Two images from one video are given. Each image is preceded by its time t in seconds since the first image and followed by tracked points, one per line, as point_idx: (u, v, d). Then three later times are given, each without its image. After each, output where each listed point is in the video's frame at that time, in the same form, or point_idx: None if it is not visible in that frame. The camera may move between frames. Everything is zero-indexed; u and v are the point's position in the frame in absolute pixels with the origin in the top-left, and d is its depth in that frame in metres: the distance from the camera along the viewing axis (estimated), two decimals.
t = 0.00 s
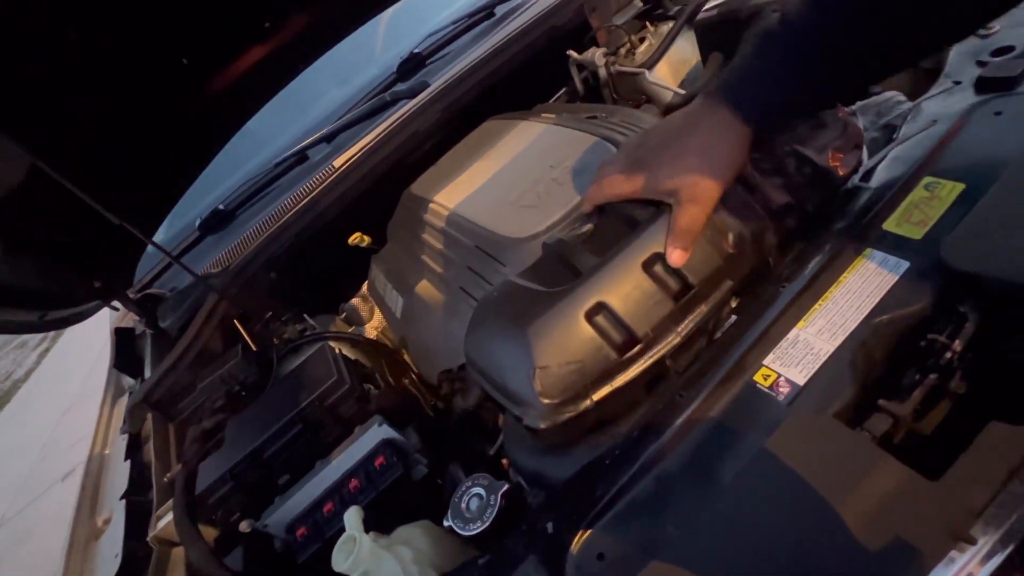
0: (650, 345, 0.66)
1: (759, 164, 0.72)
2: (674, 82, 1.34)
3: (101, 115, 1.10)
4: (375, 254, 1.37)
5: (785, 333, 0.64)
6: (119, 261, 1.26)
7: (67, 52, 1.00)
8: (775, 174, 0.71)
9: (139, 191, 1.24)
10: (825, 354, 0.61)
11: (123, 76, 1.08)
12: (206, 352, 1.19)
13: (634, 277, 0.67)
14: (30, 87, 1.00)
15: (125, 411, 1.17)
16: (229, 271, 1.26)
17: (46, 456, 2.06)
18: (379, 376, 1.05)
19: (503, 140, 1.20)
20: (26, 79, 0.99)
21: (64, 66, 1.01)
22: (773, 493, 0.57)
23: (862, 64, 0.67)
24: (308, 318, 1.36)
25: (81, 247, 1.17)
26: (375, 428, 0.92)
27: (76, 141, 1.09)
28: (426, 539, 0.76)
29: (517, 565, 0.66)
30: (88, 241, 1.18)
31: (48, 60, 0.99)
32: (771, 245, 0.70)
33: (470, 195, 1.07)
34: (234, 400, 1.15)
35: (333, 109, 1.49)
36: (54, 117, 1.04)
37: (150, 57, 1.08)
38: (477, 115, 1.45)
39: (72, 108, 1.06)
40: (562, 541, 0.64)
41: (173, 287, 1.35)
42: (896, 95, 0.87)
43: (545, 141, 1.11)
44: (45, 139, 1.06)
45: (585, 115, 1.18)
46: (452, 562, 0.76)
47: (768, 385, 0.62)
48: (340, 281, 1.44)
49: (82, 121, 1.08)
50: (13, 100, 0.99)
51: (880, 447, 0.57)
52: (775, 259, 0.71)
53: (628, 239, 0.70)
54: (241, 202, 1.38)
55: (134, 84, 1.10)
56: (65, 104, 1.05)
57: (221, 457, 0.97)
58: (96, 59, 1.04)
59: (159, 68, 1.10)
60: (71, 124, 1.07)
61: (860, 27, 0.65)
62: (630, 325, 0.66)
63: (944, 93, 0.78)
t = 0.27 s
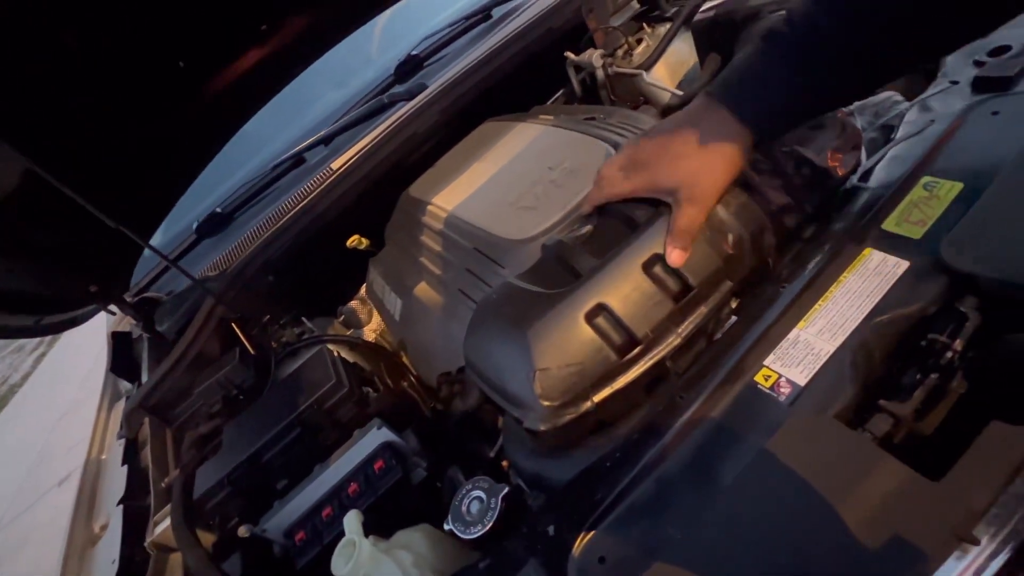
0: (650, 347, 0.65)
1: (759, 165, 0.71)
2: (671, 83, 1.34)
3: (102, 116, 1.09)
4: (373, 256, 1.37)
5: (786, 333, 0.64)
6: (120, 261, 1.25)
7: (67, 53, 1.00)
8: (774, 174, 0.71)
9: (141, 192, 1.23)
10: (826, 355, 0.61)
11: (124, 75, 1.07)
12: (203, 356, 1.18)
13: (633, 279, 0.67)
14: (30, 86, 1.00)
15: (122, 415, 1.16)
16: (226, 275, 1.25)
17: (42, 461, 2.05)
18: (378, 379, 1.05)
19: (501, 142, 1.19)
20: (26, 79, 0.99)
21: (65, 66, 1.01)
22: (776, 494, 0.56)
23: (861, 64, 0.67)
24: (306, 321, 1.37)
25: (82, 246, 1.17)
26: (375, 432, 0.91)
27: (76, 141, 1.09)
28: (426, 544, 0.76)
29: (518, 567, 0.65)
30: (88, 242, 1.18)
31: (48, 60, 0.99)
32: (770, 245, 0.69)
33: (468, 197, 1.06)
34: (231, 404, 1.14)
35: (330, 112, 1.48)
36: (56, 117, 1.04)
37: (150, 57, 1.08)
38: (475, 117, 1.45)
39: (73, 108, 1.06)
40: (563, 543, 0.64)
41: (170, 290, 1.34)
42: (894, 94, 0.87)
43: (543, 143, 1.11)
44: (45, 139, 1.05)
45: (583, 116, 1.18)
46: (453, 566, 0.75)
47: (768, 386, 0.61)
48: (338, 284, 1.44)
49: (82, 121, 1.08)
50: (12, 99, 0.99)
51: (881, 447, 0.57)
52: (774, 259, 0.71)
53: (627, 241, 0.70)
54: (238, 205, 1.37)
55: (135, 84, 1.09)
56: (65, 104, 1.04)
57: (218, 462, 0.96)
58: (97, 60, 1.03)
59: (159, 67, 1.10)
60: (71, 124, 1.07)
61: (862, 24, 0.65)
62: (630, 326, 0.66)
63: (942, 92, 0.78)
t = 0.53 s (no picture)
0: (644, 349, 0.66)
1: (749, 169, 0.72)
2: (663, 88, 1.35)
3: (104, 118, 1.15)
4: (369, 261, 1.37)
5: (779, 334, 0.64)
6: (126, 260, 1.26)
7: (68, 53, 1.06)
8: (766, 176, 0.72)
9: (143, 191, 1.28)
10: (816, 354, 0.61)
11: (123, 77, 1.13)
12: (198, 362, 1.17)
13: (627, 281, 0.68)
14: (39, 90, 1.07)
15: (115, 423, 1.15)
16: (221, 281, 1.24)
17: (34, 470, 2.03)
18: (374, 384, 1.06)
19: (495, 147, 1.20)
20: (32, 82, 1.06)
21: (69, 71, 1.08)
22: (772, 494, 0.56)
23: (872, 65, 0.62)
24: (301, 326, 1.38)
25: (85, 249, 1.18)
26: (370, 436, 0.91)
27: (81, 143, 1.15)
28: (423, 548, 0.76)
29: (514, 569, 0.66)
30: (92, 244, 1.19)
31: (48, 60, 1.05)
32: (762, 248, 0.70)
33: (464, 201, 1.07)
34: (226, 411, 1.15)
35: (325, 117, 1.48)
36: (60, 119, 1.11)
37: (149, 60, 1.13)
38: (470, 122, 1.46)
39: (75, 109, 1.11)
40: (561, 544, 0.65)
41: (164, 297, 1.31)
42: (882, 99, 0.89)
43: (537, 148, 1.12)
44: (45, 139, 1.11)
45: (577, 121, 1.19)
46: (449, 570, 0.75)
47: (761, 386, 0.62)
48: (334, 289, 1.44)
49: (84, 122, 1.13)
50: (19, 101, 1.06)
51: (874, 445, 0.57)
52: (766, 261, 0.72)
53: (619, 244, 0.71)
54: (233, 210, 1.33)
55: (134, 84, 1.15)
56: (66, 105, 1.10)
57: (212, 468, 0.96)
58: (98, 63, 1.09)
59: (158, 68, 1.15)
60: (71, 123, 1.12)
61: (863, 25, 0.60)
62: (624, 328, 0.66)
63: (925, 96, 0.79)
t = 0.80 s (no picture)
0: (633, 345, 0.68)
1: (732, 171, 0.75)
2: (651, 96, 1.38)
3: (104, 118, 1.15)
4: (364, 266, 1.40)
5: (761, 329, 0.67)
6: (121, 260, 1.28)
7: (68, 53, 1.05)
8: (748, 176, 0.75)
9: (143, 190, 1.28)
10: (796, 347, 0.64)
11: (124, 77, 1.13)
12: (194, 368, 1.19)
13: (615, 280, 0.70)
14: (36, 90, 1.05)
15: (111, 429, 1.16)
16: (217, 288, 1.25)
17: (23, 483, 2.01)
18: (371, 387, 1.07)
19: (488, 153, 1.23)
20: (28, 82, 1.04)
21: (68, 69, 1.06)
22: (756, 482, 0.58)
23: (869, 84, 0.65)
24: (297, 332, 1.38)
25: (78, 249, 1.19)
26: (367, 437, 0.92)
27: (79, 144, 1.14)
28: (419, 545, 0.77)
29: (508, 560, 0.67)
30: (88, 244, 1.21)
31: (47, 61, 1.03)
32: (744, 247, 0.73)
33: (457, 207, 1.10)
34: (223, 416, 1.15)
35: (319, 127, 1.51)
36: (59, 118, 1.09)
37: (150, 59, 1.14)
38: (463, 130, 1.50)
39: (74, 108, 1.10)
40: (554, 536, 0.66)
41: (159, 303, 1.32)
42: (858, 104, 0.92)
43: (529, 154, 1.15)
44: (45, 139, 1.09)
45: (567, 128, 1.22)
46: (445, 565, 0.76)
47: (744, 377, 0.64)
48: (330, 295, 1.45)
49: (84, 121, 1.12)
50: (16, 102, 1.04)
51: (852, 432, 0.59)
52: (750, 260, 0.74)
53: (609, 245, 0.74)
54: (228, 218, 1.36)
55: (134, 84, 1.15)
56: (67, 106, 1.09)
57: (210, 471, 0.97)
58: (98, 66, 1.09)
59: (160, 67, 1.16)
60: (71, 124, 1.11)
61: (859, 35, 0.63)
62: (614, 325, 0.68)
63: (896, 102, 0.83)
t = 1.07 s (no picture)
0: (617, 345, 0.72)
1: (709, 180, 0.79)
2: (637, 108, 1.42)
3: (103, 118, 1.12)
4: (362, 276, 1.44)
5: (738, 328, 0.70)
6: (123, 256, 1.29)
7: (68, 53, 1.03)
8: (728, 181, 0.78)
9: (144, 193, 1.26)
10: (769, 346, 0.67)
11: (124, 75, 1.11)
12: (195, 379, 1.22)
13: (600, 285, 0.74)
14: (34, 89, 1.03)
15: (114, 441, 1.18)
16: (218, 300, 1.30)
17: (23, 500, 2.01)
18: (368, 394, 1.10)
19: (480, 165, 1.27)
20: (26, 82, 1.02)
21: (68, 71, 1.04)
22: (736, 474, 0.61)
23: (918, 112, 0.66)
24: (296, 342, 1.39)
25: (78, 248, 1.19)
26: (365, 442, 0.95)
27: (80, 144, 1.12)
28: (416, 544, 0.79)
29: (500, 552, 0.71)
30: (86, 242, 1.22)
31: (47, 60, 1.02)
32: (723, 251, 0.76)
33: (450, 218, 1.13)
34: (225, 425, 1.17)
35: (317, 141, 1.56)
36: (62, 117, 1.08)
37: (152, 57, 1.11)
38: (457, 143, 1.54)
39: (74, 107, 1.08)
40: (544, 532, 0.69)
41: (161, 315, 1.37)
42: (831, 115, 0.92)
43: (520, 165, 1.19)
44: (45, 139, 1.08)
45: (556, 140, 1.27)
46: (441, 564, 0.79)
47: (723, 375, 0.67)
48: (328, 306, 1.48)
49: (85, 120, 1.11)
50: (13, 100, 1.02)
51: (823, 424, 0.61)
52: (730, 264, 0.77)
53: (594, 252, 0.77)
54: (229, 232, 1.41)
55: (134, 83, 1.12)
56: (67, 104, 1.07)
57: (212, 479, 1.00)
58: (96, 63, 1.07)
59: (162, 67, 1.13)
60: (72, 125, 1.10)
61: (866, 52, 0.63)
62: (598, 328, 0.72)
63: (865, 113, 0.85)
